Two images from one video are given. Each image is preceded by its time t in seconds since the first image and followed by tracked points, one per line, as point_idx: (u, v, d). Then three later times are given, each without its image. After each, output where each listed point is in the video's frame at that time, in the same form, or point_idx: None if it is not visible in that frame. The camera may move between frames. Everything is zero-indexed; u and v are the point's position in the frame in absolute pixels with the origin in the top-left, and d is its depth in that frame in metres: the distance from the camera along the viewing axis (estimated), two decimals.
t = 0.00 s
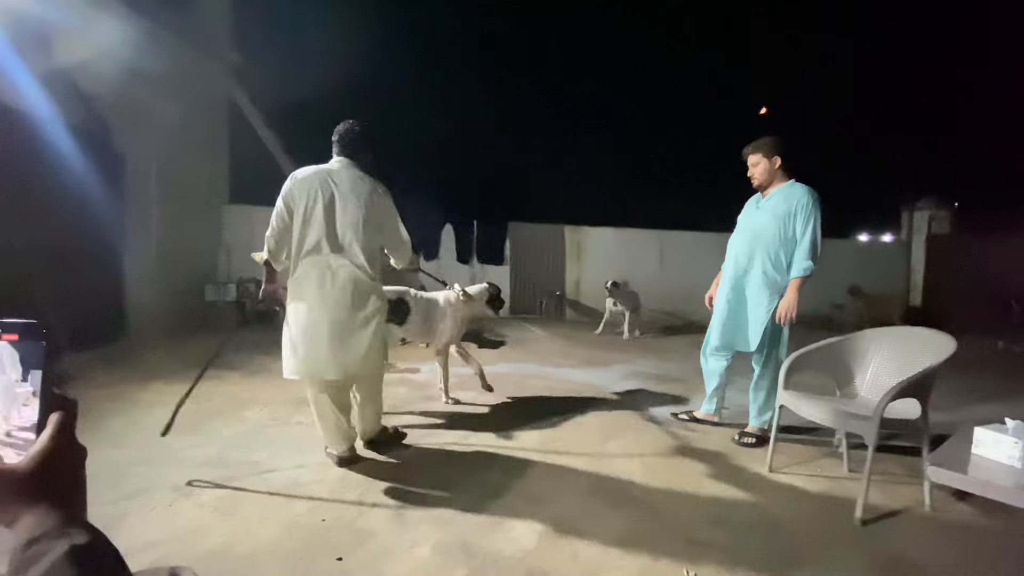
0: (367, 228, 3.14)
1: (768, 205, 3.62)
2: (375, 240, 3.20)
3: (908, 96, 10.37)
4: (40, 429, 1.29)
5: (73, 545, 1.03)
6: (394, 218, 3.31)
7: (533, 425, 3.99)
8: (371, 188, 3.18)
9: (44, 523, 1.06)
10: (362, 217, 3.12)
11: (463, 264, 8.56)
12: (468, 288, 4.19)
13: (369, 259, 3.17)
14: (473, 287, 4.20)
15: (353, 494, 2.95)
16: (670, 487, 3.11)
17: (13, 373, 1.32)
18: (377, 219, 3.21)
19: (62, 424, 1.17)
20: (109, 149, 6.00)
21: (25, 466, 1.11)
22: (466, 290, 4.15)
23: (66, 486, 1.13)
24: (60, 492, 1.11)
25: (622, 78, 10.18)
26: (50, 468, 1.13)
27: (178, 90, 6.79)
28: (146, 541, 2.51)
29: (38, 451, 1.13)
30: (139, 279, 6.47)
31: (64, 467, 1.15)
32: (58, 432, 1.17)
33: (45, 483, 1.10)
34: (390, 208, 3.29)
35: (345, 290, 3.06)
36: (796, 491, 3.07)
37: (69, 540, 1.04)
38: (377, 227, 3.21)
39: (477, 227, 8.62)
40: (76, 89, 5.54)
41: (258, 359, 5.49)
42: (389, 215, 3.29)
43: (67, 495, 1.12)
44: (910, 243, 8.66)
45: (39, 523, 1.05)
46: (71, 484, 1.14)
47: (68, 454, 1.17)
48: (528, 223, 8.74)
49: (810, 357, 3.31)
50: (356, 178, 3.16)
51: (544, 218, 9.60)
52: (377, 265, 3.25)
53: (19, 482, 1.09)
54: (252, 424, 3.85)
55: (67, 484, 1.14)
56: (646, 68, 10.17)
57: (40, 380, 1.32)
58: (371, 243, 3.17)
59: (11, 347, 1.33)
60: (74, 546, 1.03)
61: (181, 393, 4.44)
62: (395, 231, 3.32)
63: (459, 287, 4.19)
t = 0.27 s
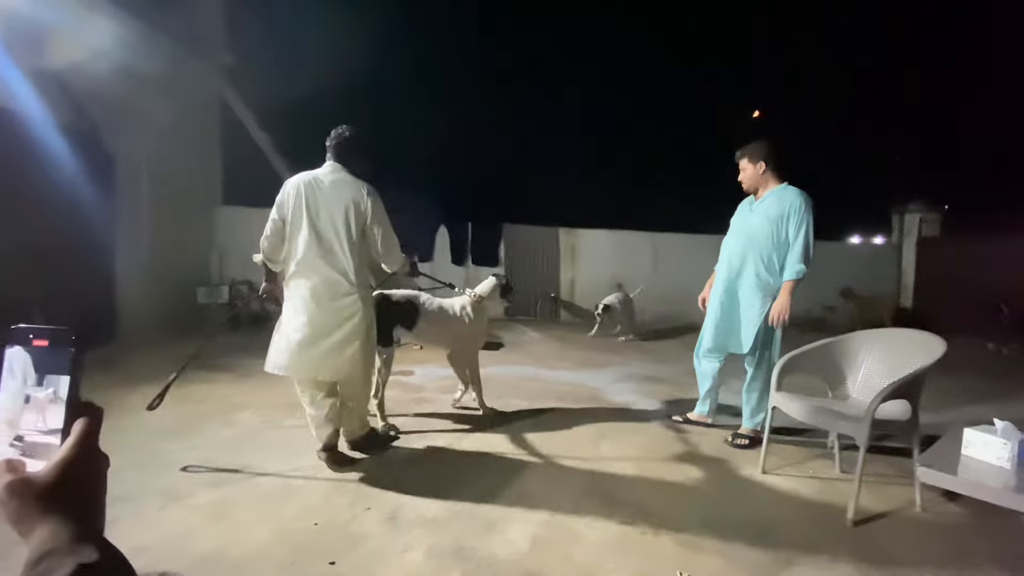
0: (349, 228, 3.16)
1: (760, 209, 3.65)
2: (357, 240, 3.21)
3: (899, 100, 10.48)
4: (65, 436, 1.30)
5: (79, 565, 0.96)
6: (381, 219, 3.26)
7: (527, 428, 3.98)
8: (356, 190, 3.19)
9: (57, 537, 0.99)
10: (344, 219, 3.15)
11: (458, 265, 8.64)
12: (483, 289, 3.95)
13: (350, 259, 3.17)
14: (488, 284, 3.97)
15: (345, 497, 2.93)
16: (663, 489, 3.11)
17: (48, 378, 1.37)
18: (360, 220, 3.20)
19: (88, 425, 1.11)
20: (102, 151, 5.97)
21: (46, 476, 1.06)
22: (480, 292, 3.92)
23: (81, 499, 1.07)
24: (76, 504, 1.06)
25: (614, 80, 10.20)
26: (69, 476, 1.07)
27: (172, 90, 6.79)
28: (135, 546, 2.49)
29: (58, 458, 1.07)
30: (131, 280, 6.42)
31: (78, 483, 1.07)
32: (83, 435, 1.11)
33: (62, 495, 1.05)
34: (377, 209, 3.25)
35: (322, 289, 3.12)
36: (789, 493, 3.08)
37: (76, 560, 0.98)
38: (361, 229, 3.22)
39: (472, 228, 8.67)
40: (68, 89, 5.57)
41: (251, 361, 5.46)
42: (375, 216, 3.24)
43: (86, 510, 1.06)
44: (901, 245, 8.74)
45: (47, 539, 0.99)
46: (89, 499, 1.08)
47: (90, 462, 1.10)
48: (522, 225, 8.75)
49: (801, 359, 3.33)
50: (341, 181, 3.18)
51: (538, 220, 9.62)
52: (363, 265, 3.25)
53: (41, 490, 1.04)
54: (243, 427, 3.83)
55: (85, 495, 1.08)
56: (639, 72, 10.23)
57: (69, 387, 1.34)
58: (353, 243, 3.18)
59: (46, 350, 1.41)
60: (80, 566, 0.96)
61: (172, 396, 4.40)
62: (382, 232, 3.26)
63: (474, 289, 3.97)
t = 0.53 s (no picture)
0: (325, 231, 3.24)
1: (753, 209, 3.67)
2: (335, 242, 3.26)
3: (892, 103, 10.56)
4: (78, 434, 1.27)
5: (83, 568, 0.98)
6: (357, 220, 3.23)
7: (523, 429, 3.98)
8: (332, 192, 3.22)
9: (63, 540, 1.01)
10: (320, 222, 3.23)
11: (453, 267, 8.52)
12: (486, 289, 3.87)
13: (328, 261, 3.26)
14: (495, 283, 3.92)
15: (340, 499, 2.92)
16: (658, 489, 3.12)
17: (59, 375, 1.35)
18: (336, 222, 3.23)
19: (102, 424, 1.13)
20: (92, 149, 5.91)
21: (57, 475, 1.08)
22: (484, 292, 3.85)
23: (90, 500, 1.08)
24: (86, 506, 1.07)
25: (610, 82, 10.22)
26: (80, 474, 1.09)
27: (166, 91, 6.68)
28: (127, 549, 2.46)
29: (70, 457, 1.09)
30: (122, 281, 6.36)
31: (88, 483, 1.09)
32: (95, 435, 1.13)
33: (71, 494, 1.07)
34: (353, 210, 3.23)
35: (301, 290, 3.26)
36: (783, 493, 3.09)
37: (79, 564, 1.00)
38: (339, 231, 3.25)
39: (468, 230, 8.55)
40: (58, 88, 5.52)
41: (244, 363, 5.42)
42: (351, 217, 3.22)
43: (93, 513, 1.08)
44: (893, 246, 8.81)
45: (53, 540, 1.01)
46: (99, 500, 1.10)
47: (102, 461, 1.12)
48: (517, 227, 8.76)
49: (795, 359, 3.35)
50: (321, 184, 3.26)
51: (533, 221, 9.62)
52: (342, 266, 3.30)
53: (52, 488, 1.06)
54: (237, 429, 3.80)
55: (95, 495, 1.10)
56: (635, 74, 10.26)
57: (83, 385, 1.32)
58: (329, 245, 3.25)
59: (62, 349, 1.39)
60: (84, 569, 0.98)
61: (165, 398, 4.37)
62: (358, 232, 3.22)
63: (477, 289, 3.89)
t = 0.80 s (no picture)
0: (280, 226, 3.25)
1: (743, 212, 3.69)
2: (291, 238, 3.27)
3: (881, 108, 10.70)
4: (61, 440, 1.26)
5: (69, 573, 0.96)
6: (313, 217, 3.22)
7: (516, 431, 3.97)
8: (291, 189, 3.23)
9: (46, 549, 1.06)
10: (277, 217, 3.25)
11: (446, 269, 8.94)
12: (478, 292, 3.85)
13: (282, 257, 3.27)
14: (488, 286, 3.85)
15: (331, 503, 2.89)
16: (651, 491, 3.12)
17: (39, 380, 1.32)
18: (292, 218, 3.23)
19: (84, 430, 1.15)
20: (82, 151, 5.87)
21: (41, 480, 1.10)
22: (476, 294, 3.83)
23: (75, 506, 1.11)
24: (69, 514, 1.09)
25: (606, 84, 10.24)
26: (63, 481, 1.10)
27: (153, 90, 6.72)
28: (113, 554, 2.42)
29: (54, 464, 1.11)
30: (112, 283, 6.31)
31: (72, 491, 1.11)
32: (77, 443, 1.14)
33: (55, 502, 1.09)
34: (310, 207, 3.22)
35: (261, 284, 3.32)
36: (774, 494, 3.11)
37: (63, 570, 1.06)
38: (295, 227, 3.26)
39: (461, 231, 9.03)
40: (49, 89, 5.47)
41: (235, 365, 5.38)
42: (308, 213, 3.21)
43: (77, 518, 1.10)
44: (881, 249, 8.95)
45: (35, 549, 1.05)
46: (83, 507, 1.12)
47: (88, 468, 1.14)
48: (511, 229, 8.83)
49: (786, 362, 3.37)
50: (284, 180, 3.30)
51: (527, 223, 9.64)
52: (299, 262, 3.31)
53: (36, 495, 1.08)
54: (227, 432, 3.76)
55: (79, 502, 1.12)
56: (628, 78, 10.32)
57: (66, 389, 1.29)
58: (283, 241, 3.25)
59: (45, 352, 1.36)
60: None
61: (154, 401, 4.32)
62: (314, 229, 3.22)
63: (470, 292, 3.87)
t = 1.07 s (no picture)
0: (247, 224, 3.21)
1: (738, 213, 3.71)
2: (258, 236, 3.21)
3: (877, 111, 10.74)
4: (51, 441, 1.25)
5: None
6: (280, 215, 3.17)
7: (512, 432, 3.97)
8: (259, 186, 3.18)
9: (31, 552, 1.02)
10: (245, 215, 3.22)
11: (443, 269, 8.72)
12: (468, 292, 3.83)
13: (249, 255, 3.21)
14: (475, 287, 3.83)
15: (327, 504, 2.88)
16: (647, 492, 3.12)
17: (27, 380, 1.31)
18: (258, 216, 3.18)
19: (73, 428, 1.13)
20: (80, 151, 5.86)
21: (28, 482, 1.07)
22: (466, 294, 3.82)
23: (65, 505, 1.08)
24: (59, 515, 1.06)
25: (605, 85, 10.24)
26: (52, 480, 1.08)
27: (150, 91, 6.67)
28: (107, 557, 2.41)
29: (42, 464, 1.09)
30: (107, 284, 6.27)
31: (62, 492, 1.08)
32: (66, 443, 1.13)
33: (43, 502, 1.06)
34: (276, 204, 3.16)
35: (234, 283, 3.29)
36: (770, 496, 3.11)
37: None
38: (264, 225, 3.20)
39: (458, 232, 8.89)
40: (45, 88, 5.47)
41: (231, 366, 5.36)
42: (274, 211, 3.16)
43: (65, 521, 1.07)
44: (877, 250, 9.07)
45: (21, 552, 0.98)
46: (73, 509, 1.09)
47: (78, 469, 1.12)
48: (508, 230, 8.86)
49: (781, 363, 3.38)
50: (257, 178, 3.27)
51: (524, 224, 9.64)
52: (268, 261, 3.23)
53: (23, 497, 1.04)
54: (221, 433, 3.74)
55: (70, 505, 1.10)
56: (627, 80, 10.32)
57: (54, 389, 1.29)
58: (250, 239, 3.20)
59: (32, 352, 1.35)
60: None
61: (149, 402, 4.30)
62: (280, 227, 3.17)
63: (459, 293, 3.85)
